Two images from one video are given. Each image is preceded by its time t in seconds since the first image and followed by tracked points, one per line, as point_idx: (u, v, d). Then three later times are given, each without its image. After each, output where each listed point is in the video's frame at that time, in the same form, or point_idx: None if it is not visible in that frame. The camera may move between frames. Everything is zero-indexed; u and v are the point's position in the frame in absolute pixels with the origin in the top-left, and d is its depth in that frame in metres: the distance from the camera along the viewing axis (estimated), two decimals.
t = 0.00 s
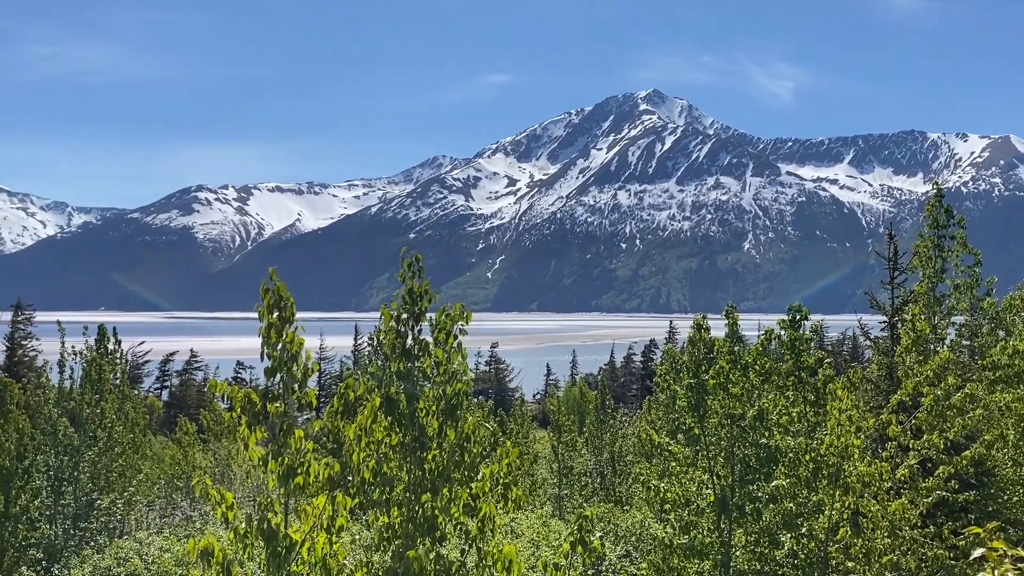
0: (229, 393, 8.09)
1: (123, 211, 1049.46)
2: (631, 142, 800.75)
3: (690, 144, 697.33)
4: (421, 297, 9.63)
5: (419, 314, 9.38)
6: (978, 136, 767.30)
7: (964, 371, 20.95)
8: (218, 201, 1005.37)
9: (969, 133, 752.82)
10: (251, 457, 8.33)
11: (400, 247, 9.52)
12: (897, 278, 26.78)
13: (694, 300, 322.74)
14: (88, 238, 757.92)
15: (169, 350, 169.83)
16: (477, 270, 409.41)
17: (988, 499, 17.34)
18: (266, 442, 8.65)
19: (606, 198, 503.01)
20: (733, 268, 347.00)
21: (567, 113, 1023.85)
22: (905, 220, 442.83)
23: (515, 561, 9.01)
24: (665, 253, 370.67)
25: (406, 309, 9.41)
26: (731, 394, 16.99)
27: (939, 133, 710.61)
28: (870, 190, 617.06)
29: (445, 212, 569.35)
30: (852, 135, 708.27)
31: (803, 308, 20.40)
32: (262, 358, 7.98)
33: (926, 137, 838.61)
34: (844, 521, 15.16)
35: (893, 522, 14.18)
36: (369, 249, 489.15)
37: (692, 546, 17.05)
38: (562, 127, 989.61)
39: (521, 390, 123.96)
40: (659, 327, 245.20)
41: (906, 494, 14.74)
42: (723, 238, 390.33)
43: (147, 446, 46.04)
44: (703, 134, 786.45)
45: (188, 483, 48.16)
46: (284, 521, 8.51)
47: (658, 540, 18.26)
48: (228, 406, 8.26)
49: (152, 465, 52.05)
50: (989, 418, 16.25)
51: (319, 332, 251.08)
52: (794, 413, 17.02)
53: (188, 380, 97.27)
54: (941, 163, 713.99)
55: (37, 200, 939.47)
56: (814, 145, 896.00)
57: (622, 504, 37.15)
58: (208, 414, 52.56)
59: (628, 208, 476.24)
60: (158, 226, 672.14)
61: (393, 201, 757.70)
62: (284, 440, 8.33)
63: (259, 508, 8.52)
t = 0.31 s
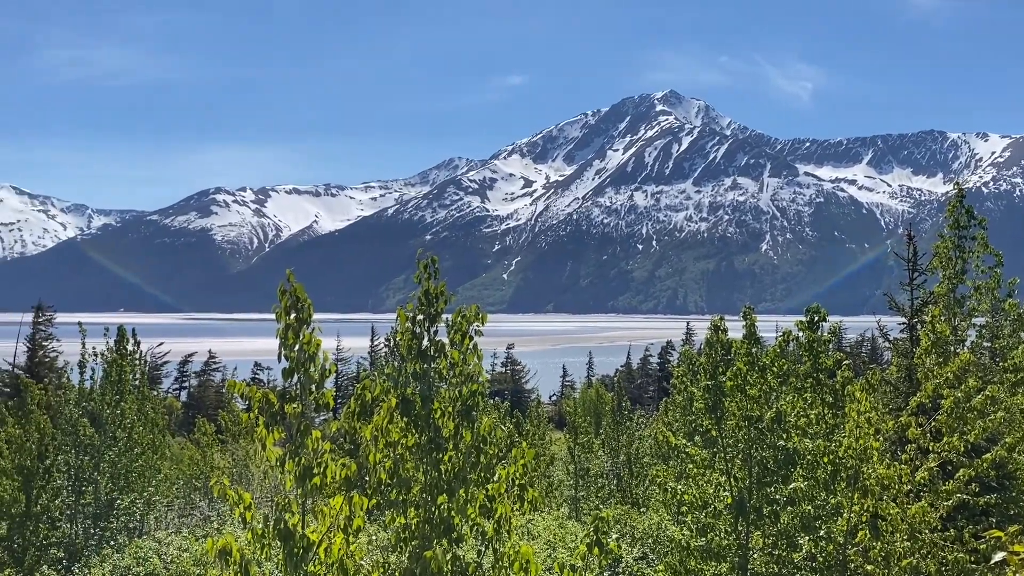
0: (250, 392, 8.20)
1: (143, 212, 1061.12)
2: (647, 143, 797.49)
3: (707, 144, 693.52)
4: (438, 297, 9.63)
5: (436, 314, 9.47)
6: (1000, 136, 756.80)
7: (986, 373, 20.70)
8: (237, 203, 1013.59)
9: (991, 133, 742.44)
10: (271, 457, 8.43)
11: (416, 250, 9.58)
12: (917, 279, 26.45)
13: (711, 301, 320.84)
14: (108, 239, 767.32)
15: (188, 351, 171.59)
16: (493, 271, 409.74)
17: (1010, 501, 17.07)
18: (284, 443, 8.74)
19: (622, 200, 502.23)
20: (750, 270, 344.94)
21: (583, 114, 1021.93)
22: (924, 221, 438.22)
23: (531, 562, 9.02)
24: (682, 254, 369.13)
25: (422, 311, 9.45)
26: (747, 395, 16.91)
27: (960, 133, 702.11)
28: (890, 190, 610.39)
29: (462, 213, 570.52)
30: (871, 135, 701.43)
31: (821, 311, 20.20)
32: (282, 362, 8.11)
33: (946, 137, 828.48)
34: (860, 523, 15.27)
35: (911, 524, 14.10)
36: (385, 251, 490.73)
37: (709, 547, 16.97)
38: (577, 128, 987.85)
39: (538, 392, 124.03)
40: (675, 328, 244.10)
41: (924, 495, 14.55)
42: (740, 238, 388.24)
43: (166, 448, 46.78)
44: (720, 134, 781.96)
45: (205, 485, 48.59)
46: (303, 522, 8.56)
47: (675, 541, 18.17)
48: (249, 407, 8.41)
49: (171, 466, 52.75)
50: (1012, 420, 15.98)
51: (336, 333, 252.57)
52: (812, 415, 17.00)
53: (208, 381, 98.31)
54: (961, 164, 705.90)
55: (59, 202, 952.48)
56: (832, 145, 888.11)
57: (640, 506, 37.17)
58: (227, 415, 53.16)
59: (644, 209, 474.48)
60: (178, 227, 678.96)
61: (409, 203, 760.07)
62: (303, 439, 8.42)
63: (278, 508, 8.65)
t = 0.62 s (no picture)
0: (266, 394, 8.34)
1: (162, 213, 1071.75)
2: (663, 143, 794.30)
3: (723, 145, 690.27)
4: (453, 299, 9.68)
5: (450, 315, 9.53)
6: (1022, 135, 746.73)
7: (1004, 374, 20.51)
8: (255, 204, 1021.51)
9: (1013, 132, 732.40)
10: (287, 458, 8.52)
11: (431, 251, 9.61)
12: (936, 279, 26.27)
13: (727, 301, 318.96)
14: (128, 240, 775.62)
15: (206, 353, 173.08)
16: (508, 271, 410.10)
17: None
18: (301, 441, 8.85)
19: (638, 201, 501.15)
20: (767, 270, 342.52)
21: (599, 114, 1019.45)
22: (944, 221, 433.60)
23: (548, 563, 9.05)
24: (698, 255, 367.31)
25: (436, 310, 9.52)
26: (764, 397, 16.88)
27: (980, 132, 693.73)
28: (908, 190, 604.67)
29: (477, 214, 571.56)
30: (890, 134, 694.37)
31: (839, 311, 20.06)
32: (297, 362, 8.20)
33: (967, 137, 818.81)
34: (878, 525, 15.17)
35: (931, 525, 13.90)
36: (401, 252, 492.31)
37: (725, 550, 16.96)
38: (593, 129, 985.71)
39: (554, 392, 123.62)
40: (691, 329, 243.03)
41: (944, 498, 14.37)
42: (757, 239, 385.88)
43: (184, 447, 47.29)
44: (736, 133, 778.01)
45: (223, 484, 49.11)
46: (321, 521, 8.68)
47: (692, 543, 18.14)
48: (265, 408, 8.55)
49: (189, 465, 53.17)
50: None
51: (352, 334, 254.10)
52: (830, 416, 16.92)
53: (225, 381, 99.26)
54: (982, 163, 697.20)
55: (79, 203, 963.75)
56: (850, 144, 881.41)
57: (656, 507, 37.06)
58: (245, 416, 53.66)
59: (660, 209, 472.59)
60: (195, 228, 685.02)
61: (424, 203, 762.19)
62: (320, 440, 8.52)
63: (293, 508, 8.80)
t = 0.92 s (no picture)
0: (281, 392, 8.41)
1: (180, 212, 1083.17)
2: (679, 141, 791.27)
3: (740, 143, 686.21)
4: (467, 296, 9.74)
5: (465, 313, 9.55)
6: None
7: None
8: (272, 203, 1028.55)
9: None
10: (303, 455, 8.64)
11: (446, 249, 9.73)
12: (956, 277, 25.95)
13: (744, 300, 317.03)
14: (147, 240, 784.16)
15: (223, 351, 175.30)
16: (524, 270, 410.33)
17: None
18: (319, 439, 8.95)
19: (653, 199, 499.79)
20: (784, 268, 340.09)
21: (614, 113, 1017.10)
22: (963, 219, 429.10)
23: (565, 561, 9.07)
24: (714, 253, 365.50)
25: (451, 310, 9.57)
26: (781, 396, 16.76)
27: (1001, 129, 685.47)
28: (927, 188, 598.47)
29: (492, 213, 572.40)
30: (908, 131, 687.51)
31: (857, 308, 19.88)
32: (313, 358, 8.32)
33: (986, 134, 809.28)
34: (897, 525, 15.06)
35: (952, 528, 13.66)
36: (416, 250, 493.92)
37: (740, 548, 16.88)
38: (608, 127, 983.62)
39: (569, 391, 123.87)
40: (707, 328, 242.04)
41: (963, 497, 14.21)
42: (774, 237, 383.75)
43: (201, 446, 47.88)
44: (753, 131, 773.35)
45: (240, 483, 49.59)
46: (337, 518, 8.78)
47: (707, 542, 18.08)
48: (281, 406, 8.67)
49: (207, 463, 53.67)
50: None
51: (368, 333, 255.56)
52: (846, 415, 16.87)
53: (241, 379, 100.29)
54: (1002, 160, 688.94)
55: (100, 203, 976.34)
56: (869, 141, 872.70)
57: (672, 507, 36.99)
58: (261, 414, 54.15)
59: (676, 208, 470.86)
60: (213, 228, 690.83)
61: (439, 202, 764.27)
62: (336, 438, 8.60)
63: (310, 507, 8.90)
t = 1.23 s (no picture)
0: (300, 386, 8.55)
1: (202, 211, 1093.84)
2: (698, 138, 786.47)
3: (759, 140, 680.67)
4: (486, 294, 9.82)
5: (483, 312, 9.61)
6: None
7: None
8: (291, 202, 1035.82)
9: None
10: (323, 453, 8.76)
11: (464, 247, 9.84)
12: (978, 274, 25.62)
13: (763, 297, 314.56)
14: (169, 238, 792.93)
15: (244, 348, 176.50)
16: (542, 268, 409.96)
17: None
18: (340, 438, 9.04)
19: (672, 196, 497.41)
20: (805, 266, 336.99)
21: (633, 110, 1013.63)
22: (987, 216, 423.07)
23: (585, 558, 9.13)
24: (733, 251, 362.98)
25: (470, 308, 9.68)
26: (801, 394, 16.71)
27: None
28: (951, 184, 590.42)
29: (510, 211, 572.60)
30: (931, 127, 678.73)
31: (878, 308, 19.63)
32: (334, 353, 8.48)
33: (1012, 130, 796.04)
34: (919, 525, 14.97)
35: (975, 528, 13.46)
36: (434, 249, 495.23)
37: (762, 546, 16.82)
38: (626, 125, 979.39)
39: (588, 390, 123.13)
40: (726, 327, 240.60)
41: (989, 498, 13.90)
42: (794, 235, 380.20)
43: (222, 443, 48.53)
44: (773, 128, 767.25)
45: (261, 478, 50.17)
46: (356, 516, 8.88)
47: (727, 541, 18.02)
48: (300, 403, 8.77)
49: (229, 461, 54.34)
50: None
51: (387, 330, 257.15)
52: (869, 413, 16.79)
53: (261, 377, 101.45)
54: None
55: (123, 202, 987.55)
56: (891, 138, 862.53)
57: (690, 505, 36.97)
58: (281, 411, 54.61)
59: (695, 204, 468.16)
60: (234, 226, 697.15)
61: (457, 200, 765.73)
62: (354, 434, 8.74)
63: (331, 503, 8.96)
